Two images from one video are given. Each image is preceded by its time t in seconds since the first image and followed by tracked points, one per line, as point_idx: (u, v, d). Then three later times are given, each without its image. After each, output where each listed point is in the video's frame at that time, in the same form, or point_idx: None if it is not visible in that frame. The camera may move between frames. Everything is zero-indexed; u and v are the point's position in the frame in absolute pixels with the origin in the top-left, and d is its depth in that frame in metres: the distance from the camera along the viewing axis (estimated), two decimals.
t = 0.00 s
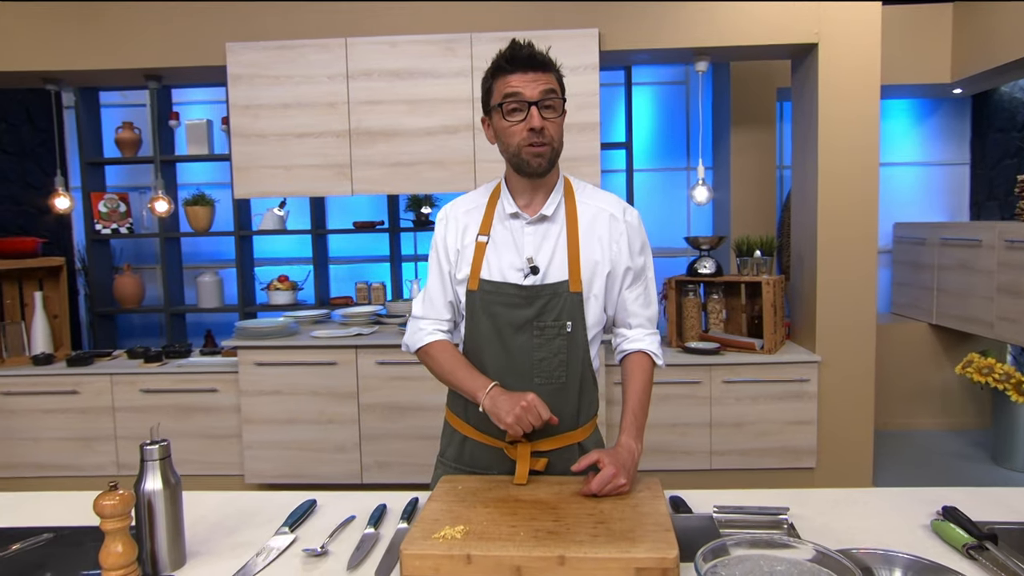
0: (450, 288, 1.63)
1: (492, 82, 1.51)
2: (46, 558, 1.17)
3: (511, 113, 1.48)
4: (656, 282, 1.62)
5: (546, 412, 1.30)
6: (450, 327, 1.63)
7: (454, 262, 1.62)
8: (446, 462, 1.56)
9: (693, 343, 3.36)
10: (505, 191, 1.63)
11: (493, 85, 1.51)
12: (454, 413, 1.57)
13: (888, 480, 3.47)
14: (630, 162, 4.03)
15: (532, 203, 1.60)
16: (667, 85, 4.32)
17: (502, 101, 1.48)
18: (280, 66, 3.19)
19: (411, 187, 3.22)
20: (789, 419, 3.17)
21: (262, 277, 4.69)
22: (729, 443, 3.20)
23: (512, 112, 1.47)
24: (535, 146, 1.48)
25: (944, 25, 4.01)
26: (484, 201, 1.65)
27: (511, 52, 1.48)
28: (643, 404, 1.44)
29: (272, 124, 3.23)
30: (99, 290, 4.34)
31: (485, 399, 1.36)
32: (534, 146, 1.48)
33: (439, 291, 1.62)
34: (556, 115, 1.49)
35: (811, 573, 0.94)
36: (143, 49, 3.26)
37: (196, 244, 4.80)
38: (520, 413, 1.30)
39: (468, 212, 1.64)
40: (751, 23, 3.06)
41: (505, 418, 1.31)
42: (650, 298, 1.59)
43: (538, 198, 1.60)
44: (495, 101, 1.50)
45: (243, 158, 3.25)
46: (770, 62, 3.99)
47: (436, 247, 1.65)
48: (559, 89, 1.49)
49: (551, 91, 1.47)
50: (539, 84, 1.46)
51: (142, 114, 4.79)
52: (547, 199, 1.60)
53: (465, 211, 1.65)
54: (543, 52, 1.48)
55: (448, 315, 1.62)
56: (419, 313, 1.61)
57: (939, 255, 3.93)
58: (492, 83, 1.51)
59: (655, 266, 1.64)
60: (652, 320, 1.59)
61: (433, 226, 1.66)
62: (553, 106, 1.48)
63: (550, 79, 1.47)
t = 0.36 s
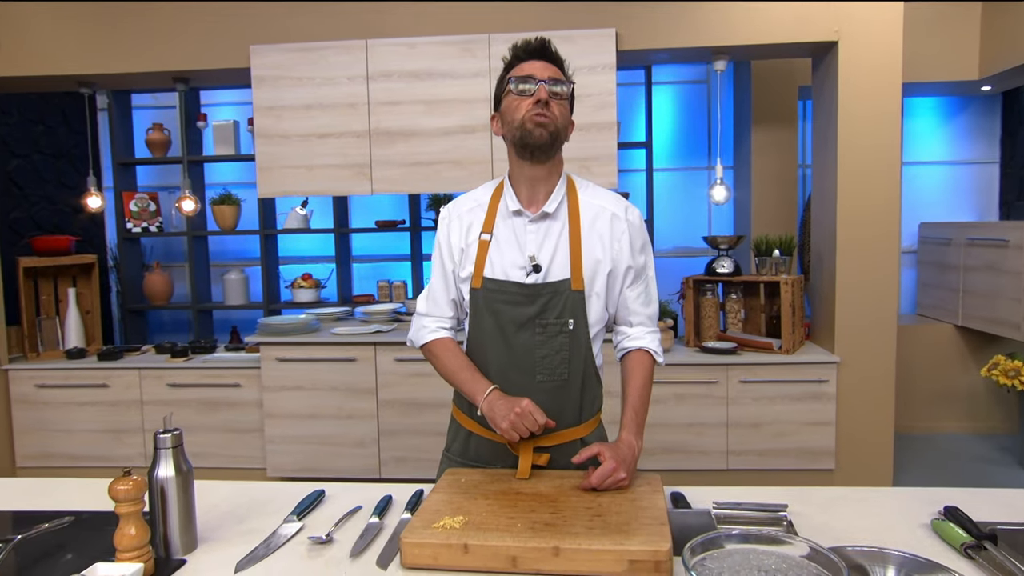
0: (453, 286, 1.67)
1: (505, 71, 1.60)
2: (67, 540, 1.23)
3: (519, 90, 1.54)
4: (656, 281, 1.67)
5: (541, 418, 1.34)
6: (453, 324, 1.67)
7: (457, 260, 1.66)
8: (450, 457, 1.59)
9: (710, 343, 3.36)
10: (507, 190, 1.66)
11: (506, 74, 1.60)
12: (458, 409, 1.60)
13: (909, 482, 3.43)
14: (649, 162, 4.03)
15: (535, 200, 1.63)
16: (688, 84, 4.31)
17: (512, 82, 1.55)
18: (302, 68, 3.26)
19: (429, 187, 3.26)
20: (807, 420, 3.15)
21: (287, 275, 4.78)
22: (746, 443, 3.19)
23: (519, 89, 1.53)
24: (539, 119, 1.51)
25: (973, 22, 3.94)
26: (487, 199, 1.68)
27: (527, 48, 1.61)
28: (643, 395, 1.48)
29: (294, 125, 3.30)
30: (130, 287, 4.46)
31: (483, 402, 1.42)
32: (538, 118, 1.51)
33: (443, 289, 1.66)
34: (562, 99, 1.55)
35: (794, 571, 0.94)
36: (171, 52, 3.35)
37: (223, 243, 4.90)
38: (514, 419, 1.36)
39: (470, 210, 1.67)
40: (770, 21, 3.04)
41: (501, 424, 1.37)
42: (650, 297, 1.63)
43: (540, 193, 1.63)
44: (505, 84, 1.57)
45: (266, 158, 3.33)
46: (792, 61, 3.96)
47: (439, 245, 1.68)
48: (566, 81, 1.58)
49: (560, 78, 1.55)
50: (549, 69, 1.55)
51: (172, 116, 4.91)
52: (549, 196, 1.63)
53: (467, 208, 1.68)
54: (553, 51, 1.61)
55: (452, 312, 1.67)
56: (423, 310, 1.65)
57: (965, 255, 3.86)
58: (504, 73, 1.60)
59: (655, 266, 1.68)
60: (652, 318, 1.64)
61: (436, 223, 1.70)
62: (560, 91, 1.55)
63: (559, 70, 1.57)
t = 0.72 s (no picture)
0: (462, 277, 1.69)
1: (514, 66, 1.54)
2: (80, 522, 1.27)
3: (519, 101, 1.51)
4: (661, 277, 1.68)
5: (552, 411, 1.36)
6: (462, 316, 1.70)
7: (465, 253, 1.68)
8: (454, 447, 1.62)
9: (725, 340, 3.34)
10: (515, 185, 1.67)
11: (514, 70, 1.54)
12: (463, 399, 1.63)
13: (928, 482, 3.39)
14: (666, 158, 4.01)
15: (541, 197, 1.64)
16: (707, 80, 4.28)
17: (514, 88, 1.51)
18: (319, 66, 3.31)
19: (444, 183, 3.29)
20: (822, 418, 3.12)
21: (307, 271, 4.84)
22: (761, 441, 3.17)
23: (520, 100, 1.51)
24: (534, 138, 1.52)
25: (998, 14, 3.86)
26: (496, 193, 1.70)
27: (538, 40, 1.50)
28: (645, 392, 1.49)
29: (311, 123, 3.35)
30: (155, 283, 4.56)
31: (492, 394, 1.44)
32: (533, 138, 1.52)
33: (452, 281, 1.68)
34: (563, 112, 1.51)
35: (782, 565, 0.92)
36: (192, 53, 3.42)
37: (245, 240, 4.98)
38: (523, 410, 1.37)
39: (479, 204, 1.69)
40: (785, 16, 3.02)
41: (509, 416, 1.38)
42: (655, 294, 1.64)
43: (547, 191, 1.64)
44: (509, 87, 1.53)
45: (284, 156, 3.38)
46: (811, 56, 3.91)
47: (448, 237, 1.70)
48: (574, 88, 1.51)
49: (564, 88, 1.49)
50: (553, 78, 1.48)
51: (196, 115, 5.00)
52: (556, 193, 1.64)
53: (476, 202, 1.69)
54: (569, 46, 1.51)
55: (461, 303, 1.69)
56: (432, 302, 1.68)
57: (988, 252, 3.79)
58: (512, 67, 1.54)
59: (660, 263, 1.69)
60: (657, 315, 1.64)
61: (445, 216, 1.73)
62: (562, 104, 1.50)
63: (567, 76, 1.49)
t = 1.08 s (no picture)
0: (467, 274, 1.71)
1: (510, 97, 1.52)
2: (89, 514, 1.31)
3: (510, 139, 1.52)
4: (664, 280, 1.67)
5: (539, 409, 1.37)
6: (466, 312, 1.70)
7: (470, 250, 1.69)
8: (455, 442, 1.64)
9: (739, 339, 3.31)
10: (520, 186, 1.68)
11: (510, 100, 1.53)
12: (466, 396, 1.64)
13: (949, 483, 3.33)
14: (682, 156, 3.98)
15: (545, 203, 1.64)
16: (724, 77, 4.24)
17: (507, 124, 1.52)
18: (334, 66, 3.34)
19: (458, 182, 3.30)
20: (839, 418, 3.08)
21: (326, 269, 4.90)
22: (775, 441, 3.14)
23: (511, 137, 1.51)
24: (524, 175, 1.54)
25: None
26: (503, 193, 1.71)
27: (532, 78, 1.47)
28: (644, 394, 1.48)
29: (327, 123, 3.39)
30: (177, 280, 4.64)
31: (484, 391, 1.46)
32: (522, 176, 1.54)
33: (457, 277, 1.70)
34: (554, 154, 1.51)
35: (769, 566, 0.91)
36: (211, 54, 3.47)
37: (266, 238, 5.05)
38: (513, 409, 1.38)
39: (485, 203, 1.70)
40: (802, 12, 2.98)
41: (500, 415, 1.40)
42: (658, 296, 1.64)
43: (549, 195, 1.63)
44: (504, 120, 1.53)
45: (301, 155, 3.43)
46: (830, 52, 3.86)
47: (454, 235, 1.72)
48: (565, 129, 1.49)
49: (554, 132, 1.48)
50: (543, 122, 1.47)
51: (219, 116, 5.08)
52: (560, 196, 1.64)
53: (481, 201, 1.71)
54: (563, 84, 1.47)
55: (465, 299, 1.70)
56: (437, 297, 1.69)
57: (1014, 250, 3.71)
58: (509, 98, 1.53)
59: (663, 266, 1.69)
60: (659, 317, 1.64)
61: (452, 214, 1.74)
62: (552, 147, 1.50)
63: (558, 119, 1.47)
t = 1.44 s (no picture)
0: (467, 273, 1.72)
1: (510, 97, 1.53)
2: (92, 507, 1.34)
3: (516, 138, 1.52)
4: (660, 279, 1.68)
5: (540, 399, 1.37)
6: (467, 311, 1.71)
7: (470, 249, 1.70)
8: (454, 440, 1.65)
9: (751, 340, 3.29)
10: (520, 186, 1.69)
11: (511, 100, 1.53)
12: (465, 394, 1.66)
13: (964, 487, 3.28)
14: (697, 154, 3.96)
15: (543, 200, 1.65)
16: (741, 76, 4.20)
17: (511, 124, 1.52)
18: (347, 66, 3.37)
19: (469, 180, 3.31)
20: (851, 420, 3.05)
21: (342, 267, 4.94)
22: (787, 442, 3.11)
23: (516, 136, 1.52)
24: (531, 172, 1.55)
25: None
26: (503, 193, 1.72)
27: (533, 78, 1.47)
28: (638, 391, 1.47)
29: (340, 122, 3.42)
30: (196, 278, 4.71)
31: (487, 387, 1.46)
32: (530, 173, 1.55)
33: (457, 276, 1.71)
34: (560, 148, 1.52)
35: (751, 569, 0.92)
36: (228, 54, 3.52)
37: (284, 236, 5.11)
38: (515, 400, 1.39)
39: (486, 202, 1.71)
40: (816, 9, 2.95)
41: (501, 409, 1.40)
42: (654, 294, 1.64)
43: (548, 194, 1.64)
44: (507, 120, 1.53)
45: (315, 154, 3.46)
46: (848, 49, 3.81)
47: (455, 234, 1.73)
48: (569, 122, 1.50)
49: (560, 127, 1.49)
50: (547, 119, 1.47)
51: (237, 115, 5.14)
52: (559, 195, 1.65)
53: (482, 201, 1.72)
54: (563, 81, 1.47)
55: (465, 298, 1.71)
56: (438, 295, 1.70)
57: None
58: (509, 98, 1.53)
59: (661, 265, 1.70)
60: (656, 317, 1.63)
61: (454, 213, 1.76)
62: (559, 141, 1.51)
63: (561, 114, 1.48)
